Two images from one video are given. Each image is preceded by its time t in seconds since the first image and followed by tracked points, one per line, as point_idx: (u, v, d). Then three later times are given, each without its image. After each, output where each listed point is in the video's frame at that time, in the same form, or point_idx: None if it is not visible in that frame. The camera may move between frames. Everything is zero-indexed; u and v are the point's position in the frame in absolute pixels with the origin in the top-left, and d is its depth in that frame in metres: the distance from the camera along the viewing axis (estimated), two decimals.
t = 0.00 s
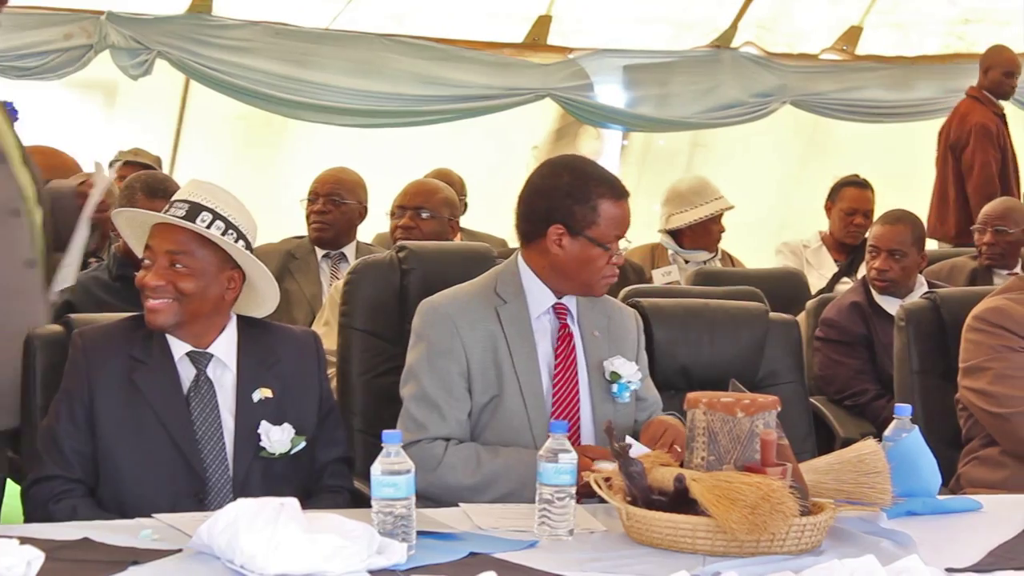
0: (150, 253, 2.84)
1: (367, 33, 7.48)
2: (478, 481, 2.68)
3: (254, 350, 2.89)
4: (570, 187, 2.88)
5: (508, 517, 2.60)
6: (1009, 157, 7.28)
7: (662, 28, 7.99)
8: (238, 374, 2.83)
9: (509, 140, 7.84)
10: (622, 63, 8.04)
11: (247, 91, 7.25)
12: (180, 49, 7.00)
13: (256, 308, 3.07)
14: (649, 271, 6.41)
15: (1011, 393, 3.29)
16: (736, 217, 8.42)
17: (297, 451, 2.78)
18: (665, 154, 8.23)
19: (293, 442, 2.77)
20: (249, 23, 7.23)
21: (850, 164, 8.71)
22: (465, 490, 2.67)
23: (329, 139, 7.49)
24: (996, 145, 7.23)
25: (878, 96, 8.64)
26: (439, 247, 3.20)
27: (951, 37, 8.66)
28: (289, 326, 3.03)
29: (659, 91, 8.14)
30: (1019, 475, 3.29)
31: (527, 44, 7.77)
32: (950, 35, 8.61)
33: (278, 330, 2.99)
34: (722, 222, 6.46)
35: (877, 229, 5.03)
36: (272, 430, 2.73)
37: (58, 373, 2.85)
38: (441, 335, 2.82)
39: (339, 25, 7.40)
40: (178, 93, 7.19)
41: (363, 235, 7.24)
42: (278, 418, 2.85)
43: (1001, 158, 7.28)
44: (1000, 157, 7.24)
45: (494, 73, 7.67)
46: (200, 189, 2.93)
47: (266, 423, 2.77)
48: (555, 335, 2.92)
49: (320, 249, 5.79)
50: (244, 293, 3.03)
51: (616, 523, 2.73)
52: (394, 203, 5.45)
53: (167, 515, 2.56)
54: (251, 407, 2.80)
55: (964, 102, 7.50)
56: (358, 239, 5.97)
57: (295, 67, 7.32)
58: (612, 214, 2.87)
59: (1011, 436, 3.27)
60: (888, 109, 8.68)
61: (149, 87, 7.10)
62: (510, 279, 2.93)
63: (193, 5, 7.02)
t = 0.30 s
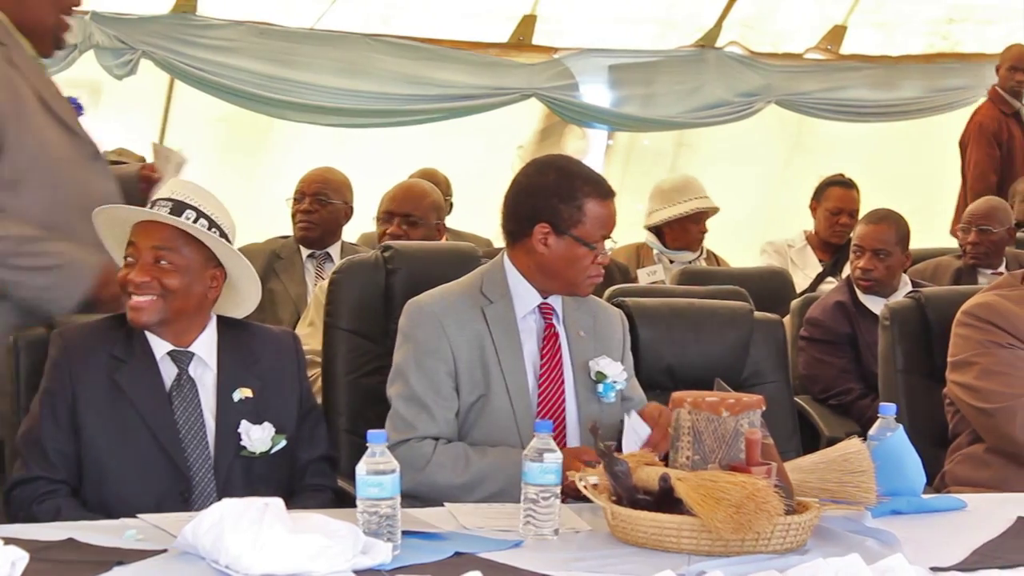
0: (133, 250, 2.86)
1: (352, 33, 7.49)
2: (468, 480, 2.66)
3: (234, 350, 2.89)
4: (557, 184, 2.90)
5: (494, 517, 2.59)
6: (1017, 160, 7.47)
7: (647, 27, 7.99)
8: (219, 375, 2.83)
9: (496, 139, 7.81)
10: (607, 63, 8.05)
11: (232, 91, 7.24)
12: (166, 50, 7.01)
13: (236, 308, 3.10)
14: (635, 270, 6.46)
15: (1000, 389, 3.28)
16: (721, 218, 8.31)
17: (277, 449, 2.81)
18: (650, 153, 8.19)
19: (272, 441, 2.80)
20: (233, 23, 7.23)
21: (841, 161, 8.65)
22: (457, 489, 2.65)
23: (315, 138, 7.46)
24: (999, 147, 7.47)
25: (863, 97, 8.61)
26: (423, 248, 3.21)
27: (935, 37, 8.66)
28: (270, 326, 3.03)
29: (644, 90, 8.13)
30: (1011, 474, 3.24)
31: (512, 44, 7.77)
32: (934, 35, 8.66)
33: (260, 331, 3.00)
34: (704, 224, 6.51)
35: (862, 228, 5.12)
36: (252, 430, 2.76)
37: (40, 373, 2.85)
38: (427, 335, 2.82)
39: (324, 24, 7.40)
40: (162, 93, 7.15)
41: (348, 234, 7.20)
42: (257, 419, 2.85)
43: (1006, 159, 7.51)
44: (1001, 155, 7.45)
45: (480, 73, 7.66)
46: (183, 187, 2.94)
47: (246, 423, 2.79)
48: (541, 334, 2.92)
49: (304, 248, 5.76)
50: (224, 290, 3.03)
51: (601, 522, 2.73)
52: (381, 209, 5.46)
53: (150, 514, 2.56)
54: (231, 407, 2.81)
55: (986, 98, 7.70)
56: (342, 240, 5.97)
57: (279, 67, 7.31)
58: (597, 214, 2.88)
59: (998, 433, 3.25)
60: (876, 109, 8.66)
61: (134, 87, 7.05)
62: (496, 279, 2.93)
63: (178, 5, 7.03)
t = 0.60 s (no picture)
0: (94, 266, 2.76)
1: (320, 32, 7.46)
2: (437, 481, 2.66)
3: (202, 354, 2.89)
4: (515, 177, 2.86)
5: (462, 516, 2.58)
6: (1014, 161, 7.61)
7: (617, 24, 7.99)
8: (188, 379, 2.82)
9: (466, 139, 7.81)
10: (576, 62, 8.01)
11: (201, 92, 7.19)
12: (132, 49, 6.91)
13: (205, 303, 3.07)
14: (603, 268, 6.74)
15: (968, 388, 3.35)
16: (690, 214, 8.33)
17: (245, 453, 2.81)
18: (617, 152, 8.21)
19: (241, 445, 2.80)
20: (200, 22, 7.17)
21: (806, 159, 8.75)
22: (425, 491, 2.65)
23: (285, 138, 7.43)
24: (996, 151, 7.63)
25: (831, 95, 8.69)
26: (391, 246, 3.22)
27: (903, 35, 8.76)
28: (240, 329, 3.02)
29: (613, 89, 8.12)
30: (976, 468, 3.33)
31: (481, 42, 7.78)
32: (902, 32, 8.73)
33: (230, 331, 3.00)
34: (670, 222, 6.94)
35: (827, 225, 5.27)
36: (220, 434, 2.76)
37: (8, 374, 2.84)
38: (396, 334, 2.81)
39: (293, 23, 7.38)
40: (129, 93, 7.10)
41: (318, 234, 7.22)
42: (225, 423, 2.85)
43: (1002, 160, 7.66)
44: (997, 158, 7.63)
45: (449, 72, 7.68)
46: (138, 194, 2.86)
47: (214, 427, 2.78)
48: (508, 333, 2.92)
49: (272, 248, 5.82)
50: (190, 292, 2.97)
51: (569, 520, 2.73)
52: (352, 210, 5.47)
53: (117, 515, 2.57)
54: (200, 410, 2.80)
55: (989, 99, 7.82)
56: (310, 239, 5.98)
57: (247, 66, 7.26)
58: (550, 211, 2.82)
59: (966, 431, 3.32)
60: (845, 106, 8.75)
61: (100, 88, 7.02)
62: (464, 277, 2.92)
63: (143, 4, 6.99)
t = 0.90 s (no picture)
0: (89, 268, 2.74)
1: (294, 32, 7.76)
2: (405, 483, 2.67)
3: (191, 360, 2.85)
4: (484, 177, 2.88)
5: (438, 515, 2.58)
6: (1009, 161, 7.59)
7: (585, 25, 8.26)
8: (172, 379, 2.79)
9: (436, 137, 8.09)
10: (550, 60, 8.31)
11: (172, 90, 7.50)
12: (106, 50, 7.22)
13: (197, 303, 3.04)
14: (575, 265, 7.01)
15: (935, 388, 3.38)
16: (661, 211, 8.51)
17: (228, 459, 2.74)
18: (589, 150, 8.47)
19: (224, 451, 2.74)
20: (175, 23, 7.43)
21: (775, 158, 8.98)
22: (391, 493, 2.67)
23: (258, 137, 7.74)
24: (992, 148, 7.64)
25: (800, 93, 8.93)
26: (362, 247, 3.23)
27: (872, 35, 9.04)
28: (227, 332, 2.98)
29: (583, 87, 8.40)
30: (942, 467, 3.35)
31: (452, 42, 8.07)
32: (872, 31, 8.99)
33: (219, 334, 2.96)
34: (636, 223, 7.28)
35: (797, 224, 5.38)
36: (203, 440, 2.70)
37: None
38: (366, 334, 2.81)
39: (264, 23, 7.68)
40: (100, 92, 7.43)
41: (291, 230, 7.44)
42: (209, 428, 2.81)
43: (997, 160, 7.66)
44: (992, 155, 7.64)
45: (420, 71, 7.95)
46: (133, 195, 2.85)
47: (197, 432, 2.73)
48: (476, 332, 2.93)
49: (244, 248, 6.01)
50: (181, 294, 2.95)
51: (542, 520, 2.73)
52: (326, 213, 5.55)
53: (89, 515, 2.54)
54: (183, 413, 2.76)
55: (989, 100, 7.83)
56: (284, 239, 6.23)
57: (225, 65, 7.54)
58: (514, 214, 2.83)
59: (938, 432, 3.33)
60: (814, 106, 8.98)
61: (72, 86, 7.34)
62: (434, 276, 2.93)
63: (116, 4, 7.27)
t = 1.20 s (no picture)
0: (81, 265, 2.72)
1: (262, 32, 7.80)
2: (376, 483, 2.68)
3: (171, 352, 2.82)
4: (459, 176, 2.86)
5: (407, 514, 2.60)
6: (1008, 155, 7.50)
7: (554, 25, 8.33)
8: (153, 373, 2.76)
9: (405, 137, 8.15)
10: (518, 60, 8.39)
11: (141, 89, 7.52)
12: (76, 49, 7.26)
13: (179, 299, 3.01)
14: (546, 265, 7.19)
15: (892, 382, 3.49)
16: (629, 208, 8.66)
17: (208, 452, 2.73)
18: (559, 148, 8.58)
19: (204, 443, 2.72)
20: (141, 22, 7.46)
21: (748, 156, 9.08)
22: (362, 492, 2.67)
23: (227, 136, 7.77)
24: (991, 143, 7.51)
25: (770, 93, 9.06)
26: (332, 250, 3.27)
27: (843, 35, 9.11)
28: (208, 328, 2.95)
29: (554, 86, 8.49)
30: (897, 461, 3.50)
31: (423, 41, 8.12)
32: (842, 31, 9.06)
33: (205, 331, 2.93)
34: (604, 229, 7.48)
35: (769, 224, 5.51)
36: (183, 432, 2.69)
37: None
38: (338, 333, 2.80)
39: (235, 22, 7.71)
40: (70, 91, 7.43)
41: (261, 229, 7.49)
42: (189, 421, 2.79)
43: (997, 156, 7.54)
44: (991, 150, 7.51)
45: (390, 69, 8.02)
46: (119, 192, 2.83)
47: (177, 425, 2.72)
48: (448, 331, 2.94)
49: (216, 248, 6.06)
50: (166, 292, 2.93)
51: (512, 519, 2.72)
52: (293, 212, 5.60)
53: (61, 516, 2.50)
54: (163, 407, 2.74)
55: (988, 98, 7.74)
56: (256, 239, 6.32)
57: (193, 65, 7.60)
58: (490, 213, 2.83)
59: (900, 417, 3.42)
60: (783, 105, 9.10)
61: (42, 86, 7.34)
62: (406, 275, 2.92)
63: (85, 3, 7.26)
